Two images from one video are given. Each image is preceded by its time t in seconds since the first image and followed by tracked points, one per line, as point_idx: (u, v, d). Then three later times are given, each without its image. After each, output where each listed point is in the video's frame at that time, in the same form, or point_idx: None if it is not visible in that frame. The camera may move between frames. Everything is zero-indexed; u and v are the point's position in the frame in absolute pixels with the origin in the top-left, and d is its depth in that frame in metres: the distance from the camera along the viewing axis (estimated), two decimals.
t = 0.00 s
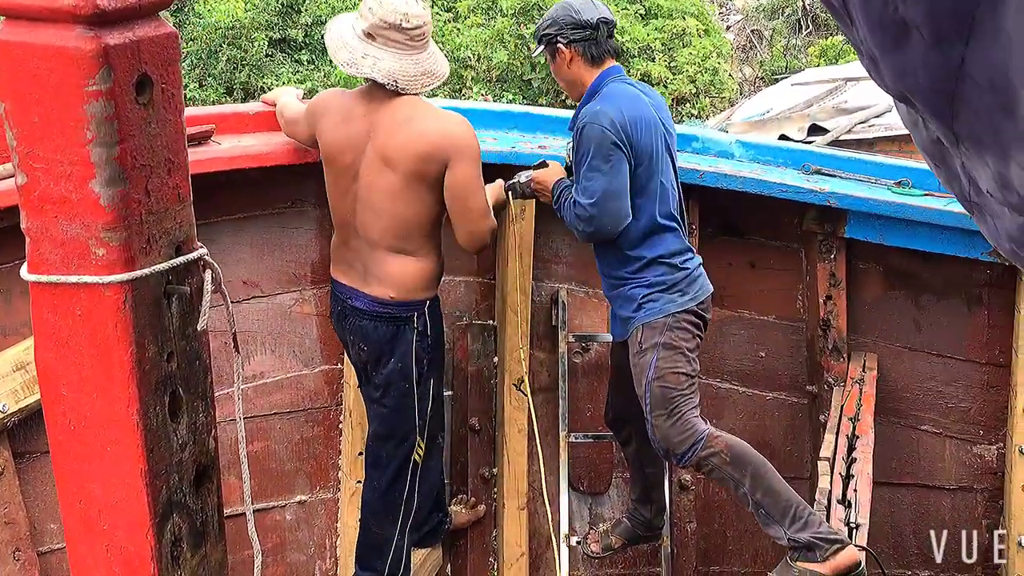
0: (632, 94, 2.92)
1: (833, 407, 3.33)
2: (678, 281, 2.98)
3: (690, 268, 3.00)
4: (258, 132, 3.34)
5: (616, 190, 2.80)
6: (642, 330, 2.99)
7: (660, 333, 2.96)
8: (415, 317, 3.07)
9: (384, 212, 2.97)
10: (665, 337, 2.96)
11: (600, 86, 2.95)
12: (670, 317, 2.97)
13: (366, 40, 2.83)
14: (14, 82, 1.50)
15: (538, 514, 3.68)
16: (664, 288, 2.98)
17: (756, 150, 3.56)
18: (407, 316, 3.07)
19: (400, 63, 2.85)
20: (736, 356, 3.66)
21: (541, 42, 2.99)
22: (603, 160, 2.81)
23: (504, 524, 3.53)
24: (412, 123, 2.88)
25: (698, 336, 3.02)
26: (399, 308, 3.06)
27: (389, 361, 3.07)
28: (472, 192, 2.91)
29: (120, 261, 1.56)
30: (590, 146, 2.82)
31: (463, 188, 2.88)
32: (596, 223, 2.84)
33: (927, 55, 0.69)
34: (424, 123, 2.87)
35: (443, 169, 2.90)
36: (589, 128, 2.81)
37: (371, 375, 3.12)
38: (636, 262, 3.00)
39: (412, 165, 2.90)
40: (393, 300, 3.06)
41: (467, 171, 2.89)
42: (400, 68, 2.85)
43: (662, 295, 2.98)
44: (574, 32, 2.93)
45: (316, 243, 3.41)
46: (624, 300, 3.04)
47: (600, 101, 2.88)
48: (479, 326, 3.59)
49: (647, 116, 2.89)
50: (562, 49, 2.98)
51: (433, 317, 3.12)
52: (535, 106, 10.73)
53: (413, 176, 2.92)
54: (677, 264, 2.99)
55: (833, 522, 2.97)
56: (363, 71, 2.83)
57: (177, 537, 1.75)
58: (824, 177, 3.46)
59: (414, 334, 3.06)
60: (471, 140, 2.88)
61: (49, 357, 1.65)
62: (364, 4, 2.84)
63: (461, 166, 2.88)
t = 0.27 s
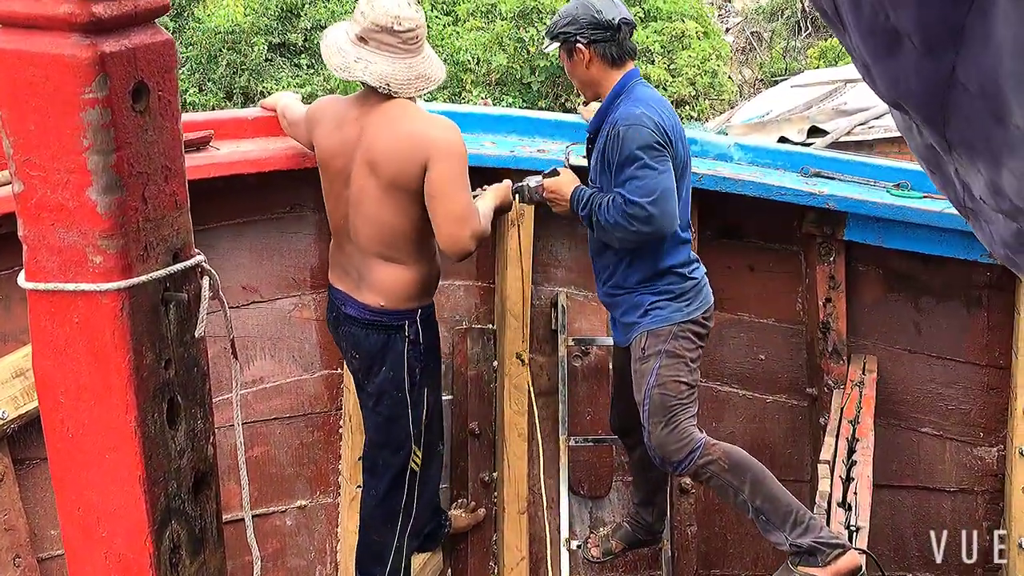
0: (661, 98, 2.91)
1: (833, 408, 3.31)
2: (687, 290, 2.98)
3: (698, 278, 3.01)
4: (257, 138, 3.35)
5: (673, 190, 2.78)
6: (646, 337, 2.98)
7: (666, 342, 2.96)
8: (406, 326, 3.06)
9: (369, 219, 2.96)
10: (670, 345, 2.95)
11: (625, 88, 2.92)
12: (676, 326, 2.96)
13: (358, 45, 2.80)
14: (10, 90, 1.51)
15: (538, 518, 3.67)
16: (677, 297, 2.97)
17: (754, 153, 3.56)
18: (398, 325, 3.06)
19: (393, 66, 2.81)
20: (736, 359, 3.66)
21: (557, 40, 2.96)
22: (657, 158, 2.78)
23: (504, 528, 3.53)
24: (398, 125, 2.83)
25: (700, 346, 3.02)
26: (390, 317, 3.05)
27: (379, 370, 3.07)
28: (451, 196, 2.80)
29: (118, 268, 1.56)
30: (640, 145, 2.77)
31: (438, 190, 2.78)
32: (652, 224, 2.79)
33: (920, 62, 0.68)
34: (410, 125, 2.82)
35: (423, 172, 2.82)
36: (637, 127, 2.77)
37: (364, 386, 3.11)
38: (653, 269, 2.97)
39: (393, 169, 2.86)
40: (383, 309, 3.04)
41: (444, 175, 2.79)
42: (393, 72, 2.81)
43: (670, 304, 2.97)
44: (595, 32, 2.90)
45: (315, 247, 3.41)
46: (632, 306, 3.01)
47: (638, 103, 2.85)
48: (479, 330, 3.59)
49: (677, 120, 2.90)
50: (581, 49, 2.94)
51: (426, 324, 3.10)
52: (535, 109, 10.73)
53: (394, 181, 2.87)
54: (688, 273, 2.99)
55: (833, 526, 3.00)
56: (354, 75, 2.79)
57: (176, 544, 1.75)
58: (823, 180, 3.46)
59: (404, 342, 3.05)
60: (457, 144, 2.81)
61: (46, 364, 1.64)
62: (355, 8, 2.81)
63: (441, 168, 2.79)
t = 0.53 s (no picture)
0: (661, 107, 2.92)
1: (833, 415, 3.34)
2: (685, 299, 2.98)
3: (696, 285, 3.02)
4: (257, 146, 3.35)
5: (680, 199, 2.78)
6: (644, 345, 2.98)
7: (663, 350, 2.96)
8: (406, 332, 3.06)
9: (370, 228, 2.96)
10: (668, 353, 2.96)
11: (626, 97, 2.93)
12: (675, 334, 2.97)
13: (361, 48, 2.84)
14: (8, 102, 1.51)
15: (538, 525, 3.67)
16: (675, 305, 2.97)
17: (753, 159, 3.56)
18: (397, 331, 3.06)
19: (384, 69, 2.80)
20: (736, 365, 3.66)
21: (554, 52, 2.96)
22: (662, 168, 2.78)
23: (505, 534, 3.52)
24: (399, 133, 2.83)
25: (698, 354, 3.03)
26: (389, 323, 3.05)
27: (378, 376, 3.07)
28: (450, 204, 2.79)
29: (115, 279, 1.57)
30: (645, 155, 2.78)
31: (438, 198, 2.78)
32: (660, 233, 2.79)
33: (909, 73, 0.68)
34: (411, 134, 2.82)
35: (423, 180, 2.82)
36: (641, 137, 2.78)
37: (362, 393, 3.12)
38: (653, 278, 2.97)
39: (392, 177, 2.86)
40: (382, 315, 3.05)
41: (442, 184, 2.79)
42: (384, 75, 2.80)
43: (668, 312, 2.97)
44: (591, 43, 2.90)
45: (315, 255, 3.41)
46: (631, 315, 3.01)
47: (640, 112, 2.85)
48: (478, 337, 3.59)
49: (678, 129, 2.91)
50: (578, 60, 2.95)
51: (424, 330, 3.11)
52: (534, 116, 10.75)
53: (393, 189, 2.87)
54: (687, 281, 2.99)
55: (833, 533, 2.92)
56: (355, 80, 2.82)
57: (174, 553, 1.75)
58: (822, 186, 3.46)
59: (403, 349, 3.05)
60: (456, 153, 2.81)
61: (45, 374, 1.65)
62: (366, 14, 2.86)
63: (441, 176, 2.79)
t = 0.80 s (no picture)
0: (642, 113, 2.92)
1: (833, 422, 3.30)
2: (675, 304, 2.98)
3: (687, 290, 3.01)
4: (256, 154, 3.36)
5: (642, 207, 2.79)
6: (638, 352, 2.99)
7: (656, 356, 2.96)
8: (405, 336, 3.06)
9: (381, 231, 2.97)
10: (662, 359, 2.96)
11: (608, 105, 2.95)
12: (666, 339, 2.97)
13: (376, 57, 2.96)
14: (6, 112, 1.51)
15: (538, 532, 3.66)
16: (663, 311, 2.98)
17: (752, 166, 3.56)
18: (396, 335, 3.06)
19: (384, 70, 2.88)
20: (736, 372, 3.65)
21: (543, 61, 2.98)
22: (626, 176, 2.79)
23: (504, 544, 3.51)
24: (412, 141, 2.87)
25: (693, 357, 3.02)
26: (388, 326, 3.05)
27: (378, 379, 3.06)
28: (458, 213, 2.84)
29: (112, 288, 1.57)
30: (609, 163, 2.80)
31: (447, 206, 2.83)
32: (620, 241, 2.82)
33: (901, 82, 0.68)
34: (426, 142, 2.86)
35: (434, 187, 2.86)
36: (607, 145, 2.80)
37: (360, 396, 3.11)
38: (640, 285, 2.98)
39: (407, 182, 2.89)
40: (382, 318, 3.04)
41: (454, 192, 2.83)
42: (383, 75, 2.87)
43: (658, 317, 2.98)
44: (577, 51, 2.92)
45: (314, 264, 3.42)
46: (623, 321, 3.03)
47: (615, 120, 2.87)
48: (478, 345, 3.59)
49: (658, 136, 2.91)
50: (567, 69, 2.96)
51: (424, 335, 3.11)
52: (534, 123, 10.76)
53: (406, 193, 2.90)
54: (676, 287, 2.99)
55: (833, 541, 2.96)
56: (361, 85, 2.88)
57: (171, 563, 1.75)
58: (821, 193, 3.46)
59: (402, 352, 3.04)
60: (469, 163, 2.85)
61: (42, 383, 1.65)
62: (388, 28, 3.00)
63: (452, 185, 2.83)
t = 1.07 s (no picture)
0: (593, 116, 2.99)
1: (834, 425, 3.32)
2: (653, 300, 2.99)
3: (669, 286, 3.01)
4: (255, 159, 3.36)
5: (575, 204, 2.83)
6: (628, 352, 3.01)
7: (646, 354, 2.98)
8: (415, 334, 3.09)
9: (397, 226, 3.03)
10: (653, 355, 2.97)
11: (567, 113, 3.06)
12: (653, 334, 2.98)
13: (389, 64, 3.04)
14: (3, 118, 1.51)
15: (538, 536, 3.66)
16: (642, 308, 3.00)
17: (751, 170, 3.56)
18: (406, 332, 3.09)
19: (396, 78, 2.97)
20: (735, 376, 3.65)
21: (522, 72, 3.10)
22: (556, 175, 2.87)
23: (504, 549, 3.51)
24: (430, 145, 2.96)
25: (686, 350, 3.02)
26: (400, 323, 3.08)
27: (387, 376, 3.08)
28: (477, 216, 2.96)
29: (109, 294, 1.57)
30: (546, 166, 2.88)
31: (468, 208, 2.94)
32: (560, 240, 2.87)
33: (891, 94, 0.64)
34: (447, 147, 2.95)
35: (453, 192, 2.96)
36: (544, 149, 2.89)
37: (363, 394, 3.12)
38: (622, 283, 3.02)
39: (427, 183, 2.98)
40: (395, 314, 3.08)
41: (475, 195, 2.94)
42: (395, 83, 2.97)
43: (642, 316, 3.00)
44: (550, 59, 3.04)
45: (314, 268, 3.42)
46: (608, 322, 3.06)
47: (561, 126, 2.97)
48: (477, 348, 3.60)
49: (607, 135, 2.96)
50: (540, 77, 3.10)
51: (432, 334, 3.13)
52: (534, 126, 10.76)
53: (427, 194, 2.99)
54: (652, 283, 3.00)
55: (833, 545, 2.92)
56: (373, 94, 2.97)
57: (168, 569, 1.74)
58: (821, 197, 3.46)
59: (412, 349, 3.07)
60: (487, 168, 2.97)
61: (39, 390, 1.65)
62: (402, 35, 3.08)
63: (471, 189, 2.94)
